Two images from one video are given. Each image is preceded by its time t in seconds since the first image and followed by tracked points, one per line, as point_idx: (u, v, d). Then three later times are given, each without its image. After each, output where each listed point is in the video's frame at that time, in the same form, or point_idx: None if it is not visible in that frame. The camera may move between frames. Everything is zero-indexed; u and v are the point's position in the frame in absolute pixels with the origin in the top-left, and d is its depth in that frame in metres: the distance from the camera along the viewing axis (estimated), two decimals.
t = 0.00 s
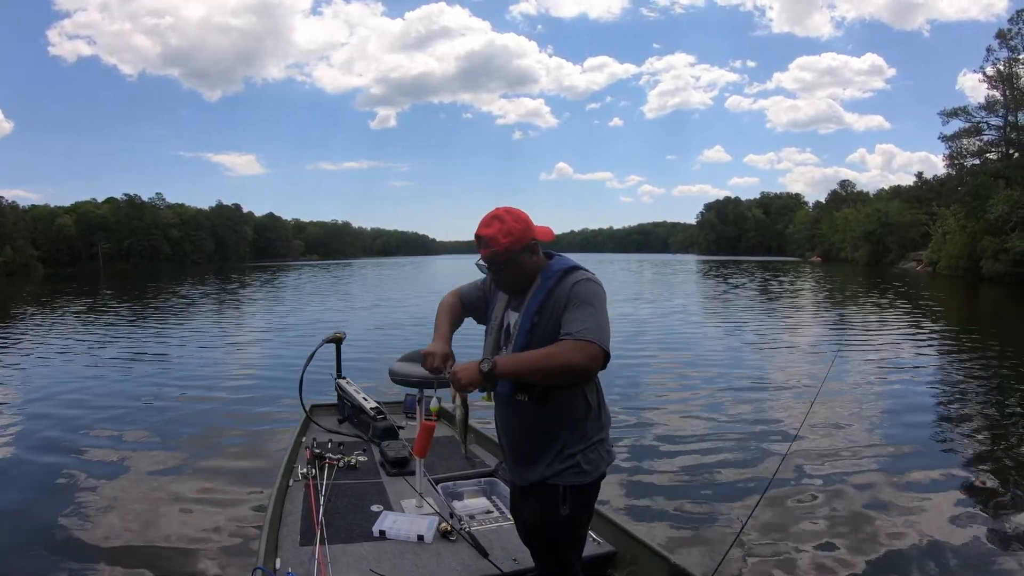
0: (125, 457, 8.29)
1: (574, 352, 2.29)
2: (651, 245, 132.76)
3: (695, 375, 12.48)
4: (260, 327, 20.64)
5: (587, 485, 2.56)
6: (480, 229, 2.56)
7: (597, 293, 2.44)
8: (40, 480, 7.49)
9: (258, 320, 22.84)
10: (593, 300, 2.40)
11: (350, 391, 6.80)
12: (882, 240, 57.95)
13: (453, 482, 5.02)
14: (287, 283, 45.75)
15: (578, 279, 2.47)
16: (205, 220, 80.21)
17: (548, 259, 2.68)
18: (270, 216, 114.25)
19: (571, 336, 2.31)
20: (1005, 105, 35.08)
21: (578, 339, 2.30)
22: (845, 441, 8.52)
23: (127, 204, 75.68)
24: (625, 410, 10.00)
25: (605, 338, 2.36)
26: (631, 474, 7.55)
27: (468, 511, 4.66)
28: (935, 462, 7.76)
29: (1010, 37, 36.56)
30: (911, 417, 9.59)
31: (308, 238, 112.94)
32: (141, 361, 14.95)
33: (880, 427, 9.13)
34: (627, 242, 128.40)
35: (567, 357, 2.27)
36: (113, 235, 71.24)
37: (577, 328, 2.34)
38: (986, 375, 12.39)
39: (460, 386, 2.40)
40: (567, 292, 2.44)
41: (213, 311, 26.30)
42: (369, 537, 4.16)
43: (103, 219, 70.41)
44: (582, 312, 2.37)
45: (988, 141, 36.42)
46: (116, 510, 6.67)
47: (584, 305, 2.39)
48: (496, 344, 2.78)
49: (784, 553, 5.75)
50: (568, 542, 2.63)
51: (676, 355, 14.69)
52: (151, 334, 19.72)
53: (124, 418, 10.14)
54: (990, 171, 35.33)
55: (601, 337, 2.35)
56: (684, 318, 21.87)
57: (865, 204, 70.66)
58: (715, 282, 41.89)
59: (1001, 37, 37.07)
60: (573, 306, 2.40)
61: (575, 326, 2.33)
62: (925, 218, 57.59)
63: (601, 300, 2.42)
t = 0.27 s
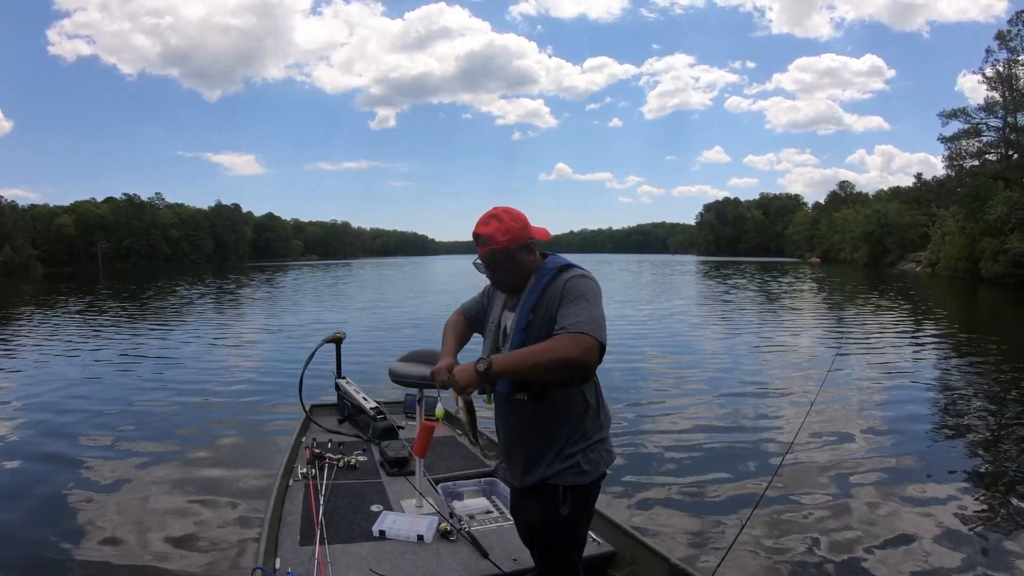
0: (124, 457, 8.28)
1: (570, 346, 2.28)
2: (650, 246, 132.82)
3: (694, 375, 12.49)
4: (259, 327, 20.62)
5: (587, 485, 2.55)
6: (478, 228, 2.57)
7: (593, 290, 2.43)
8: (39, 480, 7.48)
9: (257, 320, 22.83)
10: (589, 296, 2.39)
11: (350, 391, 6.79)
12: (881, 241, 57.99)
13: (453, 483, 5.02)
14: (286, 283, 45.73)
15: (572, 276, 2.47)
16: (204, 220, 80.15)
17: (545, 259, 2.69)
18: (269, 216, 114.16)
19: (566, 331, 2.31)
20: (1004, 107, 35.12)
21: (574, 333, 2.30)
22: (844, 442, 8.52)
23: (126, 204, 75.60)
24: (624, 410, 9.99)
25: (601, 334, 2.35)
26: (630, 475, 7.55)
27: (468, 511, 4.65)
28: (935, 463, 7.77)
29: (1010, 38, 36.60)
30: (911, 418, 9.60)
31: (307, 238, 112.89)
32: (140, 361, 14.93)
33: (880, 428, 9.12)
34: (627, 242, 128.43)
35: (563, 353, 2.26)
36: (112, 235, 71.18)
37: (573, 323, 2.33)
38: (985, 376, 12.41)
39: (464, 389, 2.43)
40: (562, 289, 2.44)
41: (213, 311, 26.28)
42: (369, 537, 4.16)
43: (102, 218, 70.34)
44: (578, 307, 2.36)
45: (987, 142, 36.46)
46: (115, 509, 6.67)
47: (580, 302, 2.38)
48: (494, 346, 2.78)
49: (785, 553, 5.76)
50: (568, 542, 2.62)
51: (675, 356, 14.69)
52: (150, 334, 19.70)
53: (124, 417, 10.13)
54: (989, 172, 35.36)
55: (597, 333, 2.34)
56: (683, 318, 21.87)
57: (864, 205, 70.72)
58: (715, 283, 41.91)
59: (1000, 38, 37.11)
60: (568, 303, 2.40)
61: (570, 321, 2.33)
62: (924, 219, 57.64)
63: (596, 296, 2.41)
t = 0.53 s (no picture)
0: (123, 457, 8.28)
1: (568, 349, 2.28)
2: (649, 246, 132.83)
3: (693, 376, 12.50)
4: (259, 327, 20.62)
5: (585, 486, 2.55)
6: (473, 230, 2.58)
7: (589, 290, 2.43)
8: (39, 480, 7.48)
9: (257, 320, 22.83)
10: (585, 297, 2.39)
11: (350, 391, 6.79)
12: (880, 241, 58.01)
13: (452, 483, 5.02)
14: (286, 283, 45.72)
15: (566, 277, 2.47)
16: (204, 220, 80.11)
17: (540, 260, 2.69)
18: (269, 216, 114.14)
19: (564, 333, 2.31)
20: (1003, 107, 35.13)
21: (571, 335, 2.30)
22: (843, 442, 8.52)
23: (125, 204, 75.55)
24: (624, 411, 10.00)
25: (599, 335, 2.35)
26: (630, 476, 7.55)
27: (468, 512, 4.65)
28: (933, 463, 7.78)
29: (1009, 39, 36.63)
30: (910, 419, 9.60)
31: (306, 238, 112.86)
32: (139, 361, 14.91)
33: (879, 428, 9.13)
34: (626, 242, 128.42)
35: (560, 356, 2.27)
36: (111, 234, 71.09)
37: (570, 326, 2.33)
38: (984, 376, 12.41)
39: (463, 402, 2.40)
40: (557, 290, 2.44)
41: (212, 311, 26.28)
42: (368, 537, 4.16)
43: (101, 218, 70.30)
44: (574, 309, 2.36)
45: (986, 142, 36.47)
46: (114, 509, 6.66)
47: (576, 304, 2.38)
48: (492, 349, 2.79)
49: (784, 553, 5.76)
50: (567, 543, 2.63)
51: (674, 356, 14.69)
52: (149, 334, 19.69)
53: (123, 418, 10.13)
54: (989, 172, 35.38)
55: (594, 334, 2.34)
56: (682, 319, 21.89)
57: (864, 205, 70.73)
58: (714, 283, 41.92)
59: (999, 38, 37.13)
60: (565, 305, 2.39)
61: (567, 323, 2.33)
62: (923, 220, 57.67)
63: (593, 297, 2.41)
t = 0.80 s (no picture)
0: (124, 456, 8.29)
1: (571, 354, 2.29)
2: (649, 246, 132.85)
3: (693, 375, 12.52)
4: (258, 327, 20.62)
5: (585, 486, 2.56)
6: (468, 232, 2.57)
7: (590, 293, 2.43)
8: (39, 480, 7.48)
9: (256, 320, 22.83)
10: (587, 302, 2.39)
11: (350, 391, 6.79)
12: (879, 241, 58.03)
13: (452, 483, 5.03)
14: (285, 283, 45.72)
15: (566, 278, 2.47)
16: (203, 220, 80.05)
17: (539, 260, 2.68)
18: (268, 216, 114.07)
19: (566, 340, 2.32)
20: (1002, 107, 35.15)
21: (574, 342, 2.30)
22: (843, 442, 8.53)
23: (124, 204, 75.49)
24: (623, 410, 10.01)
25: (600, 340, 2.36)
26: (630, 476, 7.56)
27: (468, 511, 4.64)
28: (932, 463, 7.79)
29: (1008, 39, 36.65)
30: (909, 418, 9.60)
31: (305, 238, 112.85)
32: (139, 361, 14.90)
33: (878, 428, 9.14)
34: (625, 242, 128.40)
35: (563, 362, 2.28)
36: (110, 234, 71.01)
37: (572, 332, 2.34)
38: (983, 376, 12.42)
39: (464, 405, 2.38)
40: (558, 292, 2.44)
41: (212, 310, 26.29)
42: (369, 537, 4.16)
43: (100, 218, 70.25)
44: (576, 314, 2.37)
45: (986, 142, 36.48)
46: (115, 509, 6.67)
47: (577, 308, 2.38)
48: (492, 349, 2.79)
49: (783, 553, 5.78)
50: (566, 543, 2.63)
51: (674, 356, 14.70)
52: (149, 334, 19.69)
53: (122, 418, 10.12)
54: (988, 172, 35.42)
55: (597, 339, 2.35)
56: (681, 319, 21.89)
57: (862, 205, 70.79)
58: (713, 283, 41.95)
59: (999, 38, 37.16)
60: (567, 309, 2.40)
61: (570, 330, 2.33)
62: (922, 219, 57.73)
63: (595, 301, 2.41)
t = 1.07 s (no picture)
0: (124, 456, 8.29)
1: (573, 374, 2.32)
2: (648, 246, 132.88)
3: (693, 375, 12.52)
4: (258, 327, 20.61)
5: (585, 487, 2.55)
6: (467, 236, 2.57)
7: (594, 304, 2.42)
8: (38, 480, 7.48)
9: (256, 320, 22.82)
10: (592, 315, 2.39)
11: (350, 391, 6.78)
12: (879, 240, 58.03)
13: (452, 483, 5.02)
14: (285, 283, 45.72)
15: (569, 287, 2.46)
16: (202, 220, 80.03)
17: (540, 262, 2.67)
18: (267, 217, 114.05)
19: (568, 361, 2.34)
20: (1002, 107, 35.14)
21: (577, 363, 2.33)
22: (842, 441, 8.53)
23: (124, 204, 75.49)
24: (623, 410, 10.01)
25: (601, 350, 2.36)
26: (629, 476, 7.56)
27: (468, 511, 4.64)
28: (932, 463, 7.79)
29: (1007, 38, 36.65)
30: (909, 418, 9.61)
31: (305, 238, 112.85)
32: (138, 361, 14.91)
33: (878, 427, 9.14)
34: (624, 242, 128.41)
35: (566, 384, 2.32)
36: (109, 234, 71.03)
37: (574, 347, 2.36)
38: (982, 376, 12.42)
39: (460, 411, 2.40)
40: (561, 300, 2.43)
41: (212, 311, 26.29)
42: (369, 537, 4.16)
43: (99, 218, 70.22)
44: (579, 330, 2.37)
45: (985, 142, 36.45)
46: (114, 509, 6.67)
47: (580, 319, 2.38)
48: (494, 349, 2.80)
49: (783, 552, 5.77)
50: (567, 543, 2.63)
51: (674, 355, 14.70)
52: (148, 334, 19.68)
53: (122, 418, 10.11)
54: (987, 172, 35.42)
55: (600, 358, 2.37)
56: (680, 318, 21.89)
57: (862, 205, 70.80)
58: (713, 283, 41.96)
59: (998, 38, 37.15)
60: (570, 321, 2.40)
61: (573, 347, 2.35)
62: (922, 219, 57.73)
63: (599, 313, 2.41)
